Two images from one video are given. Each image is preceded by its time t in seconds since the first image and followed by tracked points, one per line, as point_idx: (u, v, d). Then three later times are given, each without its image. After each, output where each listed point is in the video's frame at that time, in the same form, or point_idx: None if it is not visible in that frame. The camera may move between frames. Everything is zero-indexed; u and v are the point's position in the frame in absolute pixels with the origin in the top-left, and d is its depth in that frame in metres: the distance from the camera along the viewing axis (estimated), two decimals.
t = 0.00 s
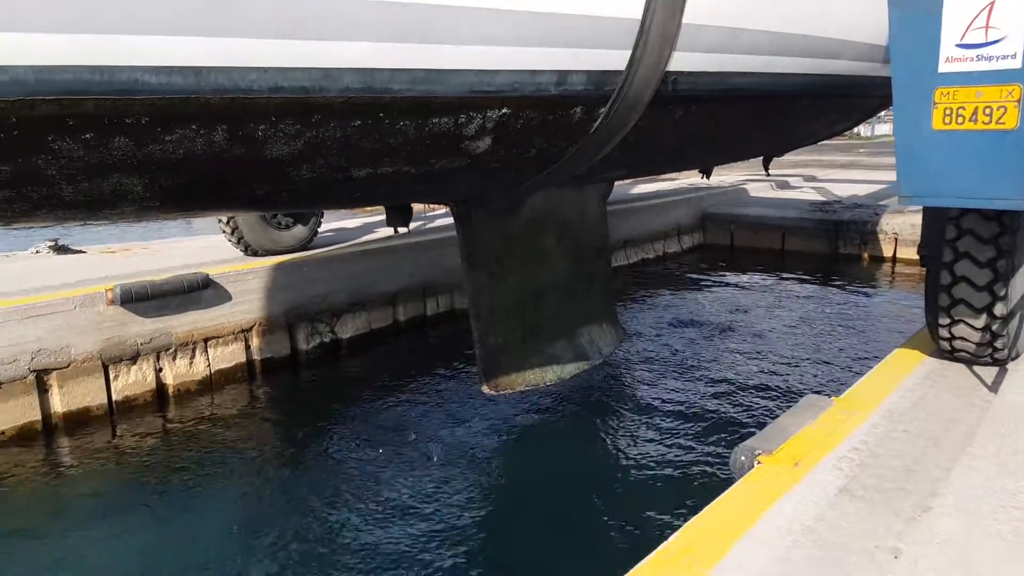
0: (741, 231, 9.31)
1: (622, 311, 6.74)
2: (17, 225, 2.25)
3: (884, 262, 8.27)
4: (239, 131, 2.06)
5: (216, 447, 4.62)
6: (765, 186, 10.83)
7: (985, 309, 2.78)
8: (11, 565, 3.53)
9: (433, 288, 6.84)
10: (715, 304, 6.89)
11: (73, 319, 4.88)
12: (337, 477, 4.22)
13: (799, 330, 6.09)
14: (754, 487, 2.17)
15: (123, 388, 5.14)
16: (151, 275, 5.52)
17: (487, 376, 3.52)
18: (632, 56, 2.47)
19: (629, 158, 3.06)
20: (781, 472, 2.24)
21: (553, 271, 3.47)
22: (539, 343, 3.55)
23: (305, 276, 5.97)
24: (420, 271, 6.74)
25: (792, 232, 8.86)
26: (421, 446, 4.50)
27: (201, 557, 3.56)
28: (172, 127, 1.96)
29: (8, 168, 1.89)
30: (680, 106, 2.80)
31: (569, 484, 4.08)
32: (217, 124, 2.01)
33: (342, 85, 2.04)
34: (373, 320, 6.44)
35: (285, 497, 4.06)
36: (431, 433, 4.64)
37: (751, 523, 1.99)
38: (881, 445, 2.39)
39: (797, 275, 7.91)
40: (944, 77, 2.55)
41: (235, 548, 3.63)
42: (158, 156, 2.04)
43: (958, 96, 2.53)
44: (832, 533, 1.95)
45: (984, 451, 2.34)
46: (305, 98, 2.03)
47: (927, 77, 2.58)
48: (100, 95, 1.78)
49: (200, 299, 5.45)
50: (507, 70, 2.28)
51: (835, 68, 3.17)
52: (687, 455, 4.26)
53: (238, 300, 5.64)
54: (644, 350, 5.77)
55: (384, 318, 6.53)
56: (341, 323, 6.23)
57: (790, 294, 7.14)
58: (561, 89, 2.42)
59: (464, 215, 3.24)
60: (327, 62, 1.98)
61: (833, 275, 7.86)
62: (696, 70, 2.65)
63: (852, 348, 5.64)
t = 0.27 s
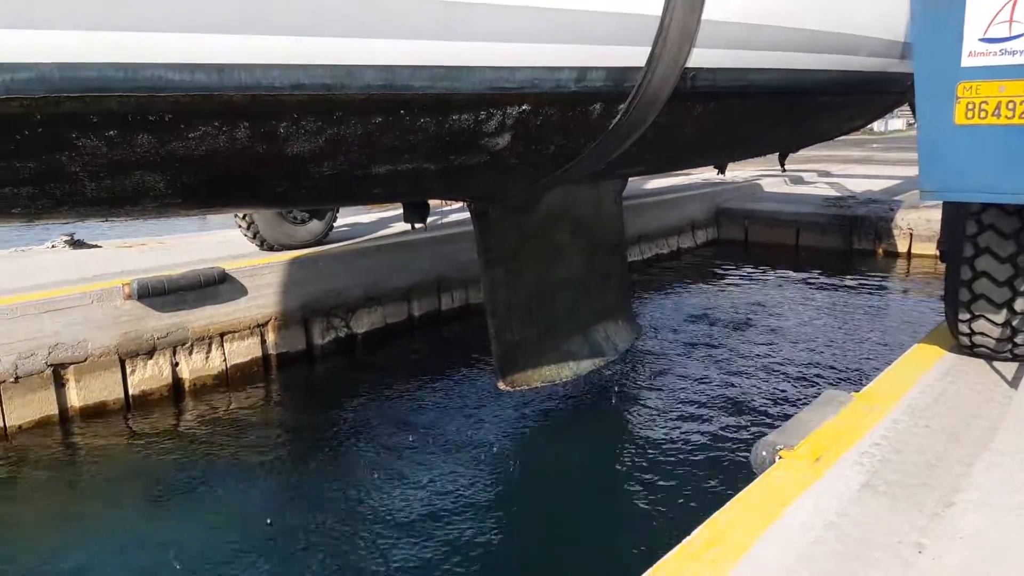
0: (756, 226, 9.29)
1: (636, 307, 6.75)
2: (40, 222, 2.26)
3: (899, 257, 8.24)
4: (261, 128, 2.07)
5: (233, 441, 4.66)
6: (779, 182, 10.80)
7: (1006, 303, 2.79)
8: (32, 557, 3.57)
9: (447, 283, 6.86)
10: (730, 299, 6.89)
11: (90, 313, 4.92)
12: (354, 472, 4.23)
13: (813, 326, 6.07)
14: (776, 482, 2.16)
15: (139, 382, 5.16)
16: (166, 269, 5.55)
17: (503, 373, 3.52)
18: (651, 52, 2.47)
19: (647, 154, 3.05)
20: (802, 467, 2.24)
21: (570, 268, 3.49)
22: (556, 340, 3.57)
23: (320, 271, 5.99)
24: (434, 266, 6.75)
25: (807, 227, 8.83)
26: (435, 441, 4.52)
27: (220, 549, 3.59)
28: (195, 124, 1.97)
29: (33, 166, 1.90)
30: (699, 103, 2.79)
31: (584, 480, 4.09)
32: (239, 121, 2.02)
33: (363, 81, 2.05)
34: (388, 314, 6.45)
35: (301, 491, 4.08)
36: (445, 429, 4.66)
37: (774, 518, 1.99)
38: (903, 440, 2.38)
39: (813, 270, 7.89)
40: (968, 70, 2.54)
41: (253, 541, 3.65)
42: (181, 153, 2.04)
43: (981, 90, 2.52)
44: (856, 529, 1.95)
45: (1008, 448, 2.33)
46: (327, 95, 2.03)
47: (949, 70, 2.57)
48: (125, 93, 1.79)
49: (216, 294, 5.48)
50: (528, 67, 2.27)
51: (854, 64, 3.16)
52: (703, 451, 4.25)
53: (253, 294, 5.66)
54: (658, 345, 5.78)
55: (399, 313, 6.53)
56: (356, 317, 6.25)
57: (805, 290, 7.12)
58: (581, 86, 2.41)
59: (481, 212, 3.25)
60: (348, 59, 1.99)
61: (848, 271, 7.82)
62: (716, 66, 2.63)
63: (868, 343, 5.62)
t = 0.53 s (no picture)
0: (763, 224, 9.28)
1: (642, 304, 6.76)
2: (50, 221, 2.26)
3: (906, 255, 8.22)
4: (272, 126, 2.07)
5: (240, 437, 4.67)
6: (785, 180, 10.79)
7: (1015, 300, 2.79)
8: (41, 554, 3.58)
9: (453, 280, 6.86)
10: (736, 297, 6.88)
11: (97, 311, 4.93)
12: (361, 469, 4.24)
13: (819, 324, 6.07)
14: (786, 479, 2.16)
15: (145, 380, 5.17)
16: (173, 267, 5.56)
17: (510, 370, 3.54)
18: (661, 51, 2.46)
19: (655, 153, 3.05)
20: (813, 464, 2.24)
21: (578, 266, 3.49)
22: (564, 338, 3.57)
23: (326, 268, 6.00)
24: (440, 263, 6.75)
25: (813, 225, 8.82)
26: (441, 438, 4.53)
27: (228, 546, 3.60)
28: (205, 122, 1.97)
29: (44, 165, 1.90)
30: (708, 101, 2.78)
31: (591, 476, 4.10)
32: (249, 120, 2.01)
33: (374, 80, 2.05)
34: (395, 312, 6.47)
35: (308, 488, 4.09)
36: (451, 426, 4.67)
37: (784, 515, 1.99)
38: (914, 437, 2.37)
39: (819, 268, 7.88)
40: (977, 66, 2.53)
41: (261, 537, 3.66)
42: (191, 152, 2.04)
43: (991, 86, 2.52)
44: (868, 525, 1.95)
45: (1018, 445, 2.32)
46: (338, 93, 2.03)
47: (959, 66, 2.56)
48: (136, 91, 1.79)
49: (223, 291, 5.50)
50: (537, 66, 2.27)
51: (863, 63, 3.15)
52: (710, 449, 4.26)
53: (260, 291, 5.67)
54: (664, 343, 5.78)
55: (405, 311, 6.55)
56: (363, 315, 6.26)
57: (812, 287, 7.11)
58: (590, 84, 2.41)
59: (490, 211, 3.25)
60: (359, 58, 1.99)
61: (854, 268, 7.81)
62: (725, 64, 2.63)
63: (875, 341, 5.61)
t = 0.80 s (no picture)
0: (766, 223, 9.28)
1: (645, 303, 6.76)
2: (53, 220, 2.26)
3: (908, 255, 8.21)
4: (275, 127, 2.06)
5: (242, 435, 4.68)
6: (788, 179, 10.78)
7: (1019, 299, 2.79)
8: (44, 552, 3.59)
9: (455, 279, 6.86)
10: (739, 296, 6.88)
11: (100, 309, 4.94)
12: (363, 467, 4.25)
13: (822, 322, 6.07)
14: (789, 479, 2.16)
15: (148, 377, 5.19)
16: (175, 265, 5.57)
17: (513, 369, 3.55)
18: (664, 50, 2.46)
19: (657, 152, 3.04)
20: (816, 463, 2.24)
21: (580, 266, 3.49)
22: (566, 338, 3.58)
23: (328, 266, 6.01)
24: (442, 262, 6.75)
25: (816, 224, 8.81)
26: (443, 436, 4.54)
27: (229, 544, 3.60)
28: (208, 123, 1.97)
29: (47, 165, 1.90)
30: (711, 101, 2.78)
31: (593, 474, 4.11)
32: (253, 120, 2.01)
33: (377, 80, 2.05)
34: (397, 311, 6.48)
35: (310, 486, 4.09)
36: (454, 424, 4.67)
37: (787, 514, 1.99)
38: (919, 436, 2.37)
39: (821, 267, 7.87)
40: (982, 65, 2.53)
41: (264, 535, 3.67)
42: (194, 152, 2.04)
43: (995, 84, 2.51)
44: (871, 525, 1.95)
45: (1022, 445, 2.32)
46: (341, 93, 2.03)
47: (964, 65, 2.56)
48: (138, 92, 1.79)
49: (226, 290, 5.51)
50: (540, 66, 2.27)
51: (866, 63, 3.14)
52: (712, 448, 4.26)
53: (262, 289, 5.68)
54: (667, 341, 5.78)
55: (408, 309, 6.56)
56: (366, 313, 6.28)
57: (814, 286, 7.10)
58: (593, 84, 2.41)
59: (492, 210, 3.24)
60: (361, 58, 1.99)
61: (856, 268, 7.81)
62: (728, 64, 2.62)
63: (877, 340, 5.61)
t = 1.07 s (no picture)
0: (775, 223, 9.25)
1: (653, 303, 6.76)
2: (67, 218, 2.28)
3: (920, 255, 8.17)
4: (287, 126, 2.08)
5: (252, 430, 4.71)
6: (798, 178, 10.74)
7: None
8: (56, 545, 3.62)
9: (464, 276, 6.88)
10: (748, 296, 6.87)
11: (113, 304, 4.98)
12: (372, 464, 4.28)
13: (832, 322, 6.05)
14: (798, 479, 2.16)
15: (159, 372, 5.23)
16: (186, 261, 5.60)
17: (520, 369, 3.57)
18: (675, 50, 2.46)
19: (668, 152, 3.04)
20: (825, 463, 2.24)
21: (589, 265, 3.50)
22: (575, 337, 3.59)
23: (337, 263, 6.04)
24: (451, 260, 6.78)
25: (827, 224, 8.78)
26: (453, 434, 4.56)
27: (239, 539, 3.63)
28: (221, 122, 1.98)
29: (62, 164, 1.92)
30: (722, 100, 2.78)
31: (602, 473, 4.12)
32: (265, 119, 2.03)
33: (388, 79, 2.06)
34: (405, 308, 6.51)
35: (319, 482, 4.12)
36: (462, 422, 4.70)
37: (796, 514, 1.99)
38: (929, 438, 2.37)
39: (831, 267, 7.84)
40: (999, 62, 2.51)
41: (275, 531, 3.69)
42: (207, 151, 2.06)
43: (1012, 81, 2.50)
44: (880, 525, 1.95)
45: None
46: (352, 93, 2.05)
47: (980, 62, 2.55)
48: (152, 91, 1.81)
49: (237, 286, 5.54)
50: (550, 65, 2.28)
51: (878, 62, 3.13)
52: (720, 447, 4.26)
53: (272, 285, 5.71)
54: (675, 342, 5.78)
55: (416, 306, 6.58)
56: (374, 310, 6.31)
57: (825, 286, 7.08)
58: (603, 84, 2.42)
59: (502, 209, 3.25)
60: (372, 57, 2.00)
61: (867, 267, 7.78)
62: (739, 64, 2.62)
63: (887, 340, 5.59)
